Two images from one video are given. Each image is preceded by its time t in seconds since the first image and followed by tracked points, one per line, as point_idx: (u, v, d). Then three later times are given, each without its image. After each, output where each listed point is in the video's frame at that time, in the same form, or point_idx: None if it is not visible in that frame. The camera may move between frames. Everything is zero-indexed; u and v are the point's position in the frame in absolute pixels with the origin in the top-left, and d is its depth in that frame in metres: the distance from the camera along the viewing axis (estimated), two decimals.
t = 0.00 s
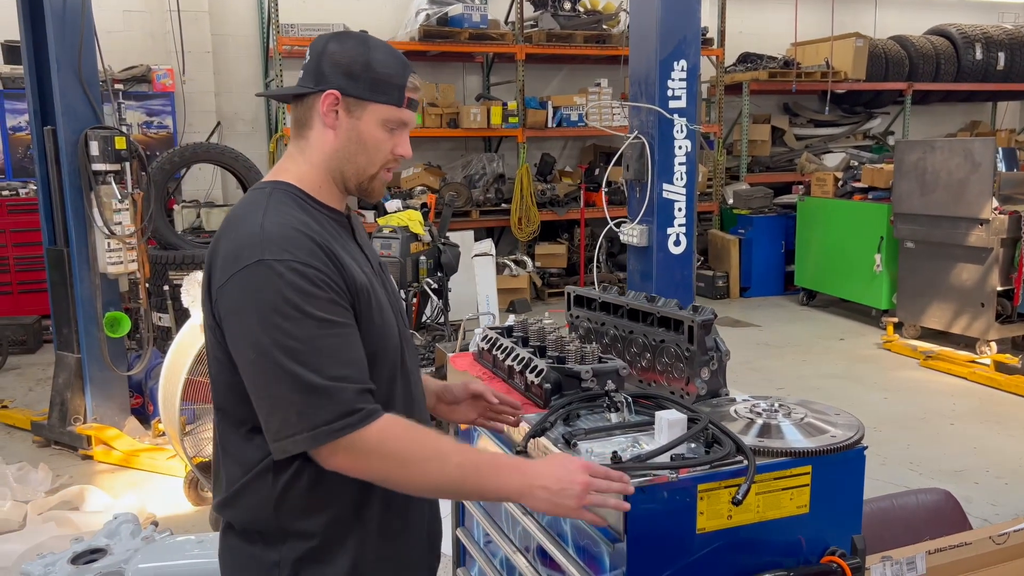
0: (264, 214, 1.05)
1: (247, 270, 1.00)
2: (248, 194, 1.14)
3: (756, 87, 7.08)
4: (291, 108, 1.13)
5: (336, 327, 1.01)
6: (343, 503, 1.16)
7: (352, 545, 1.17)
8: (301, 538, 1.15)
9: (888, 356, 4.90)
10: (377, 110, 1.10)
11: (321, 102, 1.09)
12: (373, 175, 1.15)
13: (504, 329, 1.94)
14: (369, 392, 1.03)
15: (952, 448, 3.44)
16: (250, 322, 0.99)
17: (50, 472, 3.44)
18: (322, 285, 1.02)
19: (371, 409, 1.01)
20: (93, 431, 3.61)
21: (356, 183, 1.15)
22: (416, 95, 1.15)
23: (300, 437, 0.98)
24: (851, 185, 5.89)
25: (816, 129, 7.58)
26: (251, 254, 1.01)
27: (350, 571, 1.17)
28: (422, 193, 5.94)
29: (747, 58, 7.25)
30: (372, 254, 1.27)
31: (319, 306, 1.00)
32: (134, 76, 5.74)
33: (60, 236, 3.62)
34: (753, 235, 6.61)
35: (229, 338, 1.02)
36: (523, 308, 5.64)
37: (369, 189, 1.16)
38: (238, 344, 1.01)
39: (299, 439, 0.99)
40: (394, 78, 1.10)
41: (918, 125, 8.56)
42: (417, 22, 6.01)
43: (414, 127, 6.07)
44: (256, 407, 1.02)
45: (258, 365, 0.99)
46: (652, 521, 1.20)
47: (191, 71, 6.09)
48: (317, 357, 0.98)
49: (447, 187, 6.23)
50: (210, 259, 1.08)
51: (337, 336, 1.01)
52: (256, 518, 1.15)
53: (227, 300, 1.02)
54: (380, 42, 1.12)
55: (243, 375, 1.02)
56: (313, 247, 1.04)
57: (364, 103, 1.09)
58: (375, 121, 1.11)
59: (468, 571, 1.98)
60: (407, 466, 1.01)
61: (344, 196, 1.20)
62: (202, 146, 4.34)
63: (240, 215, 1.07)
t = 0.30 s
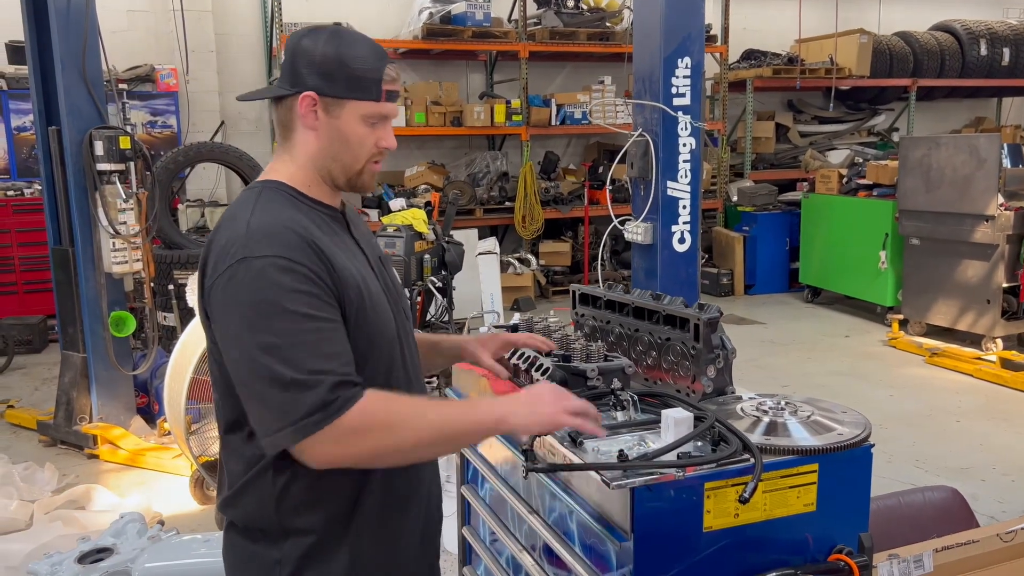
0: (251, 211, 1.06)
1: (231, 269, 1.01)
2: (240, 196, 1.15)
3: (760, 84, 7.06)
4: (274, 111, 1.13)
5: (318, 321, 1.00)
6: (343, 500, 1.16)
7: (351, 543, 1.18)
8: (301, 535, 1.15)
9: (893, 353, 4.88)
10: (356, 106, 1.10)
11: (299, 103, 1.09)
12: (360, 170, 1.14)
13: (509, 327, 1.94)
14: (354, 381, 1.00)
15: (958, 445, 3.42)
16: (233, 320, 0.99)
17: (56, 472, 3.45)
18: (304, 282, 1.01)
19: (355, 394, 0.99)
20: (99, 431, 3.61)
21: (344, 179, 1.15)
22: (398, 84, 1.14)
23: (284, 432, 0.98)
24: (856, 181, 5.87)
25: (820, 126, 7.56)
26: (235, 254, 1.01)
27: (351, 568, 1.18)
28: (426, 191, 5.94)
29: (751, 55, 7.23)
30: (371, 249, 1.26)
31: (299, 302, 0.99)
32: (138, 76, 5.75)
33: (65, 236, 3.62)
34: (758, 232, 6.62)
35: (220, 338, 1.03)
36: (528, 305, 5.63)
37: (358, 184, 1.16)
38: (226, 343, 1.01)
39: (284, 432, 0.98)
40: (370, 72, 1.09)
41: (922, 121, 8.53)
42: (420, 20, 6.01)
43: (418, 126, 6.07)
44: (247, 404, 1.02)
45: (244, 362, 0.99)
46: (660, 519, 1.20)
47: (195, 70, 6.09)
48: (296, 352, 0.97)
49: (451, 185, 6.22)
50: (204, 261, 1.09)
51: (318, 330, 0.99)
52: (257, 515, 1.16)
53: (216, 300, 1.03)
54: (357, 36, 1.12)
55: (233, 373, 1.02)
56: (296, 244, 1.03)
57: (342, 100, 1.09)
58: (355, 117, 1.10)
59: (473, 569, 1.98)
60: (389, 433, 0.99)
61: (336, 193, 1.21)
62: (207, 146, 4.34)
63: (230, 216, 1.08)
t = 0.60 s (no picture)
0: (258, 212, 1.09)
1: (263, 257, 1.03)
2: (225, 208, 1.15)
3: (762, 82, 7.05)
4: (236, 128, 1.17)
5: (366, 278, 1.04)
6: (359, 498, 1.18)
7: (365, 541, 1.19)
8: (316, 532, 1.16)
9: (896, 351, 4.88)
10: (300, 105, 1.11)
11: (249, 118, 1.12)
12: (330, 161, 1.16)
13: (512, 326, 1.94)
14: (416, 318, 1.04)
15: (963, 443, 3.42)
16: (285, 296, 1.01)
17: (60, 472, 3.46)
18: (335, 253, 1.05)
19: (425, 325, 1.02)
20: (103, 431, 3.62)
21: (318, 175, 1.17)
22: (340, 67, 1.13)
23: (380, 375, 0.98)
24: (858, 178, 5.86)
25: (822, 124, 7.54)
26: (259, 243, 1.03)
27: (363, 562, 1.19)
28: (428, 190, 5.93)
29: (752, 52, 7.22)
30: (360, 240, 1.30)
31: (342, 265, 1.03)
32: (140, 76, 5.75)
33: (68, 237, 3.63)
34: (760, 230, 6.61)
35: (258, 328, 1.03)
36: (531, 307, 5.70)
37: (334, 174, 1.18)
38: (275, 327, 1.02)
39: (381, 375, 0.98)
40: (300, 66, 1.09)
41: (925, 118, 8.51)
42: (422, 19, 6.01)
43: (419, 126, 6.07)
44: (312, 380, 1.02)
45: (302, 332, 1.00)
46: (665, 519, 1.20)
47: (196, 70, 6.08)
48: (362, 300, 1.00)
49: (453, 184, 6.21)
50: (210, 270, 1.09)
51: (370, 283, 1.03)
52: (270, 516, 1.16)
53: (247, 291, 1.03)
54: (282, 31, 1.12)
55: (287, 356, 1.02)
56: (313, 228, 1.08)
57: (286, 103, 1.10)
58: (303, 116, 1.11)
59: (478, 568, 1.98)
60: (467, 372, 1.02)
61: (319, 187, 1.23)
62: (208, 146, 4.34)
63: (232, 218, 1.09)
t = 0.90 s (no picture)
0: (265, 218, 1.07)
1: (266, 273, 1.00)
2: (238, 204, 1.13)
3: (762, 80, 7.05)
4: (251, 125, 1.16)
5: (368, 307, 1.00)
6: (370, 500, 1.17)
7: (377, 544, 1.19)
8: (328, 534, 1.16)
9: (898, 349, 4.87)
10: (314, 111, 1.09)
11: (262, 119, 1.11)
12: (340, 168, 1.15)
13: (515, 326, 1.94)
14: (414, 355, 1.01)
15: (965, 441, 3.41)
16: (283, 320, 0.99)
17: (61, 473, 3.46)
18: (340, 274, 1.02)
19: (419, 370, 1.00)
20: (104, 432, 3.62)
21: (327, 179, 1.16)
22: (359, 74, 1.13)
23: (361, 419, 0.97)
24: (859, 177, 5.86)
25: (823, 122, 7.53)
26: (264, 257, 1.01)
27: (371, 566, 1.18)
28: (428, 189, 5.92)
29: (753, 51, 7.21)
30: (370, 245, 1.27)
31: (343, 292, 1.00)
32: (140, 76, 5.75)
33: (68, 237, 3.63)
34: (761, 228, 6.61)
35: (259, 342, 1.02)
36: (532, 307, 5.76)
37: (342, 181, 1.17)
38: (273, 345, 1.01)
39: (361, 418, 0.97)
40: (318, 72, 1.08)
41: (925, 116, 8.50)
42: (422, 18, 6.01)
43: (419, 125, 6.06)
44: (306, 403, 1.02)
45: (297, 360, 0.99)
46: (670, 519, 1.20)
47: (196, 70, 6.07)
48: (357, 338, 0.98)
49: (453, 183, 6.20)
50: (218, 273, 1.08)
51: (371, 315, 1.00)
52: (280, 519, 1.16)
53: (248, 305, 1.02)
54: (306, 34, 1.11)
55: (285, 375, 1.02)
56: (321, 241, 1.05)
57: (301, 106, 1.09)
58: (316, 122, 1.10)
59: (482, 569, 1.97)
60: (464, 423, 0.99)
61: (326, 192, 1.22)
62: (209, 146, 4.33)
63: (241, 223, 1.07)
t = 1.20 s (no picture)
0: (277, 209, 1.08)
1: (286, 255, 1.01)
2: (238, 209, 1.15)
3: (761, 79, 7.05)
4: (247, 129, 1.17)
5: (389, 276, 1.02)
6: (375, 497, 1.17)
7: (379, 544, 1.18)
8: (329, 535, 1.15)
9: (898, 347, 4.87)
10: (303, 104, 1.09)
11: (255, 120, 1.12)
12: (337, 161, 1.14)
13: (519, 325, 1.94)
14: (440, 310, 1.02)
15: (967, 440, 3.41)
16: (310, 293, 0.99)
17: (61, 473, 3.44)
18: (358, 249, 1.04)
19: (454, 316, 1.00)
20: (103, 432, 3.60)
21: (329, 173, 1.16)
22: (345, 61, 1.12)
23: (412, 360, 0.96)
24: (858, 175, 5.85)
25: (822, 120, 7.53)
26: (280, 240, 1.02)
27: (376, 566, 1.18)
28: (427, 188, 5.91)
29: (752, 49, 7.20)
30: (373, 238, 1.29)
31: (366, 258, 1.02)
32: (138, 75, 5.73)
33: (67, 237, 3.61)
34: (761, 227, 6.60)
35: (280, 322, 1.02)
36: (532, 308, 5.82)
37: (342, 172, 1.16)
38: (297, 322, 1.01)
39: (412, 360, 0.96)
40: (301, 66, 1.07)
41: (924, 115, 8.50)
42: (421, 17, 5.99)
43: (419, 123, 6.05)
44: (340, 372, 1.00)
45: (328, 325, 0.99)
46: (678, 519, 1.19)
47: (194, 69, 6.05)
48: (386, 296, 0.98)
49: (453, 182, 6.19)
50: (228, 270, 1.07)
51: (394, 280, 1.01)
52: (282, 518, 1.14)
53: (267, 286, 1.02)
54: (283, 29, 1.11)
55: (309, 355, 1.01)
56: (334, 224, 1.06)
57: (290, 102, 1.09)
58: (307, 114, 1.10)
59: (486, 568, 1.97)
60: (510, 338, 1.00)
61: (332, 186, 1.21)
62: (208, 145, 4.32)
63: (251, 214, 1.08)
